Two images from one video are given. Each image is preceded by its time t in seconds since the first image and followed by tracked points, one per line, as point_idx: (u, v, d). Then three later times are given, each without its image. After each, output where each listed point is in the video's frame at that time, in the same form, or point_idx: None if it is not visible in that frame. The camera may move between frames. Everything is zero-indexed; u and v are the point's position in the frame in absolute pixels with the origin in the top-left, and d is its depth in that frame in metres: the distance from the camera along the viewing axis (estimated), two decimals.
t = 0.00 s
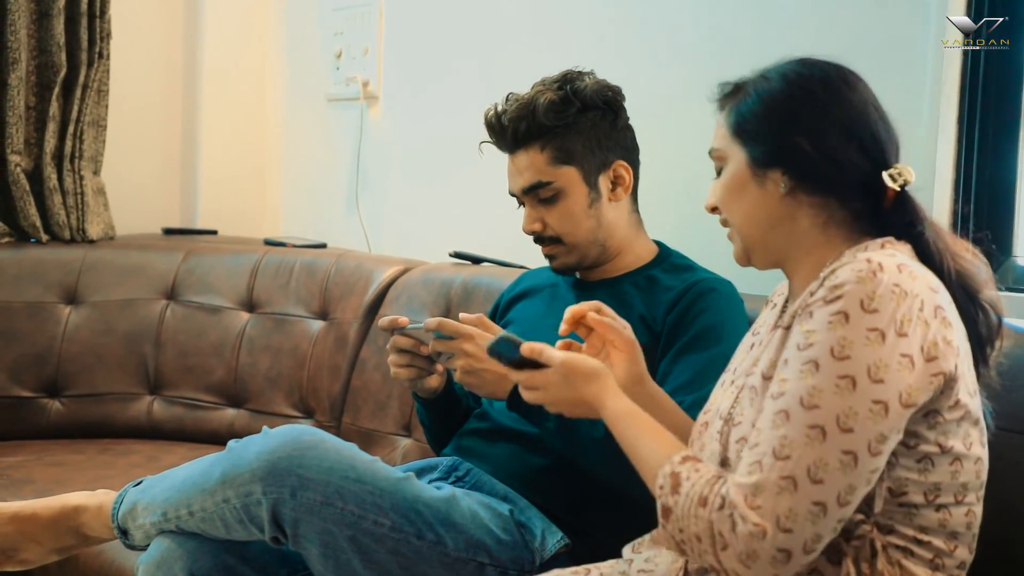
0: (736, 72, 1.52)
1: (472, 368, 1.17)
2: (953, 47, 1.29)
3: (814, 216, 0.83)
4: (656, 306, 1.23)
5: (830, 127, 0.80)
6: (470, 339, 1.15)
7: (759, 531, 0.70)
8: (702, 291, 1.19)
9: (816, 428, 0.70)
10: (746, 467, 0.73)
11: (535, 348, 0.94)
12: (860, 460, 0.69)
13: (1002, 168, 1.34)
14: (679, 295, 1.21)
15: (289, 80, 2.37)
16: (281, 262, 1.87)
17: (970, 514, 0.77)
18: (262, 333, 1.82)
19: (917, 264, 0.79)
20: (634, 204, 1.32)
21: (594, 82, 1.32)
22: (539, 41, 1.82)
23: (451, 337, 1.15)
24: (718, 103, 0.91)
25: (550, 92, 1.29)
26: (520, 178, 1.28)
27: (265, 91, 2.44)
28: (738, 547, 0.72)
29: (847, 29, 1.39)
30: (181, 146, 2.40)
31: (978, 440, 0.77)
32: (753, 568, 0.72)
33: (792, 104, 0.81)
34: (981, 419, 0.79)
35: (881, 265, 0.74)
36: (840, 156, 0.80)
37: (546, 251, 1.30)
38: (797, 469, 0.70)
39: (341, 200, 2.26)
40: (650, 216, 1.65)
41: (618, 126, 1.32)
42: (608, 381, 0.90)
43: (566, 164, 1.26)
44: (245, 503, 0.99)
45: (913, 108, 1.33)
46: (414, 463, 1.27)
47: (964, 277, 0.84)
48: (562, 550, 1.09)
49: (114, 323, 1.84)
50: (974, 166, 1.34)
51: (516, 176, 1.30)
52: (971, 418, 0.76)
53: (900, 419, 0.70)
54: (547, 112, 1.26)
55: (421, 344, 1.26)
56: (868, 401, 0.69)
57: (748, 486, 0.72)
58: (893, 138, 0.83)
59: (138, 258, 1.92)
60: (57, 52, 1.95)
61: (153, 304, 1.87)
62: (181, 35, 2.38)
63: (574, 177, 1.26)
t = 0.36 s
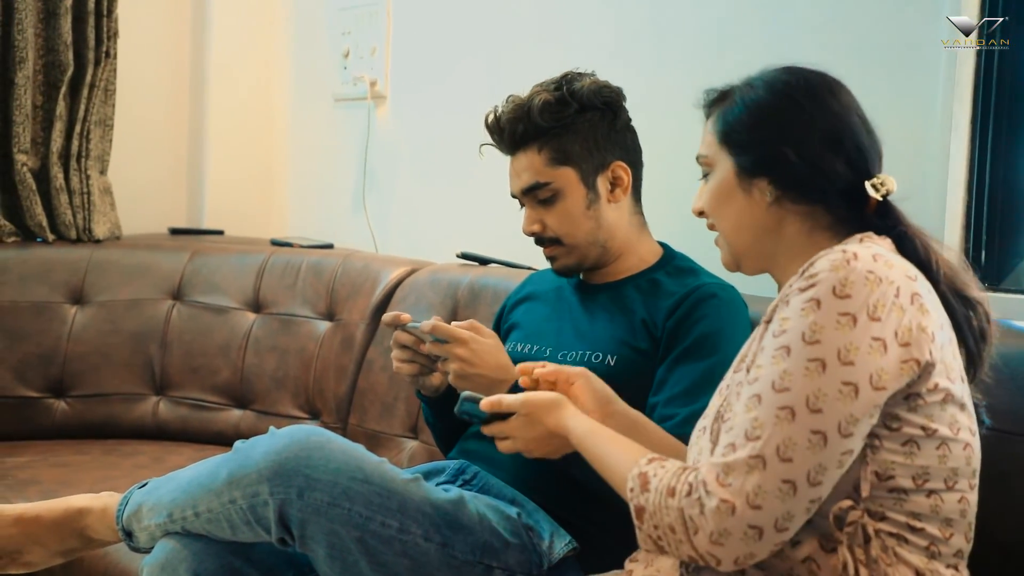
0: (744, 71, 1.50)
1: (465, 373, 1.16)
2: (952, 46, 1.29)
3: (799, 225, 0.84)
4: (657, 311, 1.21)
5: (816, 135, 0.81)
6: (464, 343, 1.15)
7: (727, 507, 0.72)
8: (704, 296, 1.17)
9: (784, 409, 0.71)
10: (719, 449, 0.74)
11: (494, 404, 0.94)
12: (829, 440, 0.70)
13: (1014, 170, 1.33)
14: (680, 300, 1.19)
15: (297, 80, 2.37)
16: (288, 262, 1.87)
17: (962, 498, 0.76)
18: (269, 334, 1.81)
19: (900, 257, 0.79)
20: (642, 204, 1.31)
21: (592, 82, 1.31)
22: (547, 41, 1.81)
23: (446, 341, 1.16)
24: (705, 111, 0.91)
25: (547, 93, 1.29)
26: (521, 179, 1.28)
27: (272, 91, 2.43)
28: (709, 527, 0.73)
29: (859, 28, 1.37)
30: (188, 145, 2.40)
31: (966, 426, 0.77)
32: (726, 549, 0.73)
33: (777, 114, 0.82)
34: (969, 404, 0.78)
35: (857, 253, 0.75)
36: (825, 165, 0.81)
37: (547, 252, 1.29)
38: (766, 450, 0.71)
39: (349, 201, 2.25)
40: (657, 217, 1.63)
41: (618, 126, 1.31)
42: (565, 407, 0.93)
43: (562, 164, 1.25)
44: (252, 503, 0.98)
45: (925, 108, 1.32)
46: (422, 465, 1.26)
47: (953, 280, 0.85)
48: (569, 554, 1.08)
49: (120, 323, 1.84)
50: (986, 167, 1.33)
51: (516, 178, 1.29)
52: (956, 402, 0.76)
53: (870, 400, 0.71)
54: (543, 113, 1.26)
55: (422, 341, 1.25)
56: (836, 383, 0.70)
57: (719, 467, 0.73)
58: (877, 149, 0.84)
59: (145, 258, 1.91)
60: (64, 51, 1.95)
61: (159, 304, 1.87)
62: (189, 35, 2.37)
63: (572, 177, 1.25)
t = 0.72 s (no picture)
0: (751, 74, 1.49)
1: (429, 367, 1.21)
2: (953, 45, 1.29)
3: (829, 228, 0.84)
4: (653, 305, 1.20)
5: (843, 135, 0.80)
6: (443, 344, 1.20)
7: (783, 510, 0.72)
8: (698, 282, 1.18)
9: (845, 408, 0.71)
10: (773, 450, 0.74)
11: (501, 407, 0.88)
12: (890, 442, 0.70)
13: None
14: (676, 289, 1.19)
15: (302, 84, 2.36)
16: (293, 266, 1.86)
17: (1002, 516, 0.77)
18: (273, 338, 1.80)
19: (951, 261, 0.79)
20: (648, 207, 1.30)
21: (584, 81, 1.32)
22: (554, 45, 1.80)
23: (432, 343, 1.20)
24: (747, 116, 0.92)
25: (539, 91, 1.30)
26: (516, 178, 1.28)
27: (277, 94, 2.43)
28: (763, 531, 0.73)
29: (867, 29, 1.36)
30: (193, 150, 2.39)
31: (1009, 440, 0.77)
32: (779, 554, 0.73)
33: (805, 115, 0.82)
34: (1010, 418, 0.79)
35: (912, 253, 0.75)
36: (853, 166, 0.80)
37: (543, 251, 1.29)
38: (825, 450, 0.71)
39: (354, 205, 2.25)
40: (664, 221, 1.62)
41: (611, 125, 1.30)
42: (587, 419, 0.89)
43: (552, 162, 1.25)
44: (253, 509, 0.97)
45: (935, 110, 1.31)
46: (428, 471, 1.25)
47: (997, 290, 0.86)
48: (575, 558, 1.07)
49: (124, 328, 1.83)
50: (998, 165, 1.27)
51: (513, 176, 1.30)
52: (1003, 415, 0.77)
53: (931, 404, 0.71)
54: (535, 111, 1.26)
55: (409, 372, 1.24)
56: (898, 383, 0.70)
57: (774, 468, 0.73)
58: (914, 151, 0.83)
59: (149, 262, 1.90)
60: (69, 55, 1.94)
61: (163, 309, 1.86)
62: (193, 39, 2.37)
63: (561, 174, 1.25)
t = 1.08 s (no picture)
0: (752, 72, 1.48)
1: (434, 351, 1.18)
2: (953, 46, 1.27)
3: (868, 225, 0.83)
4: (647, 310, 1.19)
5: (885, 127, 0.80)
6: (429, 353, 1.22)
7: (877, 563, 0.70)
8: (693, 286, 1.17)
9: (932, 452, 0.69)
10: (849, 493, 0.72)
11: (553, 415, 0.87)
12: (976, 483, 0.70)
13: None
14: (668, 295, 1.18)
15: (303, 81, 2.36)
16: (294, 265, 1.85)
17: None
18: (274, 338, 1.80)
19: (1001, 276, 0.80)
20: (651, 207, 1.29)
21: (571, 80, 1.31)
22: (555, 43, 1.79)
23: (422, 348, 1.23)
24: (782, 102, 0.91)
25: (526, 90, 1.29)
26: (507, 176, 1.29)
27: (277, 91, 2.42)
28: None
29: (869, 26, 1.35)
30: (194, 148, 2.39)
31: None
32: None
33: (847, 103, 0.81)
34: None
35: (971, 273, 0.74)
36: (894, 158, 0.80)
37: (535, 251, 1.29)
38: (916, 496, 0.69)
39: (354, 201, 2.24)
40: (667, 219, 1.62)
41: (600, 123, 1.29)
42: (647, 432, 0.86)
43: (537, 161, 1.25)
44: (255, 505, 0.97)
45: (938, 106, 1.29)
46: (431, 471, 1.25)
47: None
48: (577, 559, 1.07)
49: (124, 327, 1.83)
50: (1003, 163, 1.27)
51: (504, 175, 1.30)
52: None
53: (1006, 439, 0.71)
54: (521, 112, 1.27)
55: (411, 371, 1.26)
56: (981, 421, 0.69)
57: (861, 517, 0.71)
58: (959, 147, 0.82)
59: (149, 261, 1.90)
60: (69, 54, 1.94)
61: (164, 309, 1.86)
62: (193, 37, 2.36)
63: (549, 174, 1.25)
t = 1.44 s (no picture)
0: (751, 68, 1.47)
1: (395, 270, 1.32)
2: (953, 46, 1.25)
3: (861, 217, 0.83)
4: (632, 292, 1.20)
5: (879, 118, 0.79)
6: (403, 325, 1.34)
7: (870, 558, 0.69)
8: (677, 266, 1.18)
9: (916, 443, 0.69)
10: (837, 487, 0.71)
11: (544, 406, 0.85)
12: (961, 472, 0.69)
13: None
14: (653, 275, 1.19)
15: (303, 77, 2.35)
16: (293, 263, 1.85)
17: None
18: (273, 336, 1.79)
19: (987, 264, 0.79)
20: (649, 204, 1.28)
21: (566, 71, 1.31)
22: (554, 39, 1.78)
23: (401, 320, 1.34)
24: (778, 97, 0.90)
25: (522, 80, 1.29)
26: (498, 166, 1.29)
27: (277, 88, 2.41)
28: None
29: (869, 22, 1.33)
30: (193, 146, 2.38)
31: None
32: None
33: (840, 96, 0.81)
34: None
35: (948, 262, 0.74)
36: (887, 149, 0.79)
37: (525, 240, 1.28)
38: (902, 489, 0.69)
39: (354, 198, 2.24)
40: (666, 215, 1.61)
41: (591, 113, 1.28)
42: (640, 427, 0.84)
43: (525, 148, 1.24)
44: (268, 494, 0.96)
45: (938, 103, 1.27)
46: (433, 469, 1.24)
47: None
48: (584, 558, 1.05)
49: (123, 326, 1.82)
50: (1004, 161, 1.26)
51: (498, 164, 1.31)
52: None
53: (988, 426, 0.70)
54: (515, 100, 1.27)
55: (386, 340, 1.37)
56: (965, 410, 0.69)
57: (850, 511, 0.70)
58: (952, 134, 0.81)
59: (148, 260, 1.89)
60: (67, 51, 1.93)
61: (163, 307, 1.85)
62: (192, 35, 2.36)
63: (536, 161, 1.24)
